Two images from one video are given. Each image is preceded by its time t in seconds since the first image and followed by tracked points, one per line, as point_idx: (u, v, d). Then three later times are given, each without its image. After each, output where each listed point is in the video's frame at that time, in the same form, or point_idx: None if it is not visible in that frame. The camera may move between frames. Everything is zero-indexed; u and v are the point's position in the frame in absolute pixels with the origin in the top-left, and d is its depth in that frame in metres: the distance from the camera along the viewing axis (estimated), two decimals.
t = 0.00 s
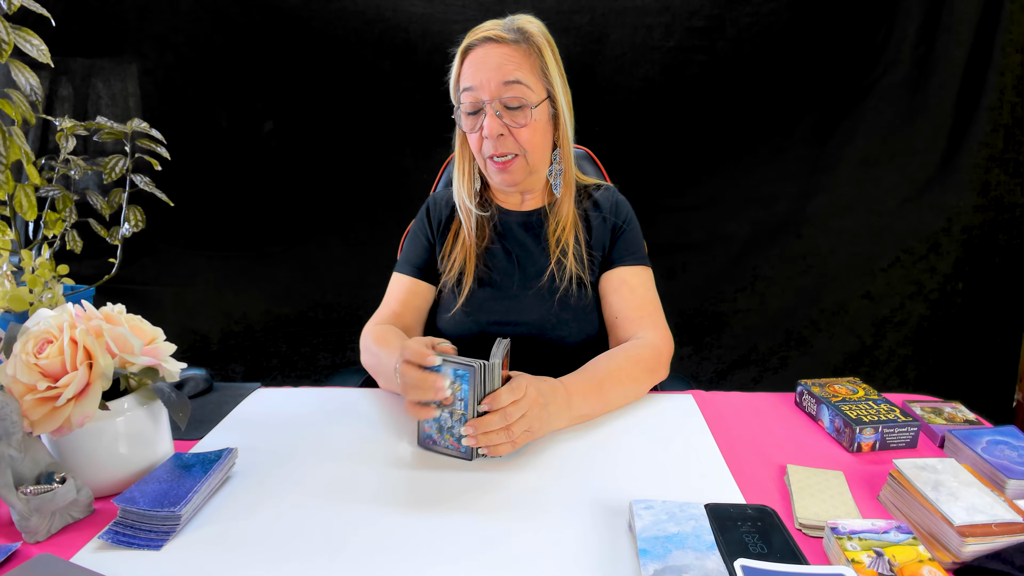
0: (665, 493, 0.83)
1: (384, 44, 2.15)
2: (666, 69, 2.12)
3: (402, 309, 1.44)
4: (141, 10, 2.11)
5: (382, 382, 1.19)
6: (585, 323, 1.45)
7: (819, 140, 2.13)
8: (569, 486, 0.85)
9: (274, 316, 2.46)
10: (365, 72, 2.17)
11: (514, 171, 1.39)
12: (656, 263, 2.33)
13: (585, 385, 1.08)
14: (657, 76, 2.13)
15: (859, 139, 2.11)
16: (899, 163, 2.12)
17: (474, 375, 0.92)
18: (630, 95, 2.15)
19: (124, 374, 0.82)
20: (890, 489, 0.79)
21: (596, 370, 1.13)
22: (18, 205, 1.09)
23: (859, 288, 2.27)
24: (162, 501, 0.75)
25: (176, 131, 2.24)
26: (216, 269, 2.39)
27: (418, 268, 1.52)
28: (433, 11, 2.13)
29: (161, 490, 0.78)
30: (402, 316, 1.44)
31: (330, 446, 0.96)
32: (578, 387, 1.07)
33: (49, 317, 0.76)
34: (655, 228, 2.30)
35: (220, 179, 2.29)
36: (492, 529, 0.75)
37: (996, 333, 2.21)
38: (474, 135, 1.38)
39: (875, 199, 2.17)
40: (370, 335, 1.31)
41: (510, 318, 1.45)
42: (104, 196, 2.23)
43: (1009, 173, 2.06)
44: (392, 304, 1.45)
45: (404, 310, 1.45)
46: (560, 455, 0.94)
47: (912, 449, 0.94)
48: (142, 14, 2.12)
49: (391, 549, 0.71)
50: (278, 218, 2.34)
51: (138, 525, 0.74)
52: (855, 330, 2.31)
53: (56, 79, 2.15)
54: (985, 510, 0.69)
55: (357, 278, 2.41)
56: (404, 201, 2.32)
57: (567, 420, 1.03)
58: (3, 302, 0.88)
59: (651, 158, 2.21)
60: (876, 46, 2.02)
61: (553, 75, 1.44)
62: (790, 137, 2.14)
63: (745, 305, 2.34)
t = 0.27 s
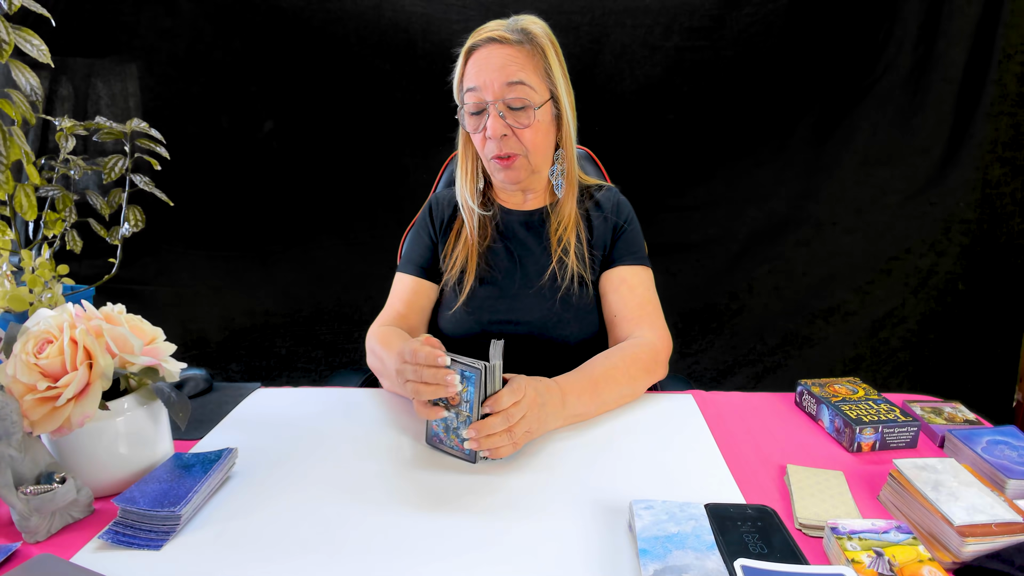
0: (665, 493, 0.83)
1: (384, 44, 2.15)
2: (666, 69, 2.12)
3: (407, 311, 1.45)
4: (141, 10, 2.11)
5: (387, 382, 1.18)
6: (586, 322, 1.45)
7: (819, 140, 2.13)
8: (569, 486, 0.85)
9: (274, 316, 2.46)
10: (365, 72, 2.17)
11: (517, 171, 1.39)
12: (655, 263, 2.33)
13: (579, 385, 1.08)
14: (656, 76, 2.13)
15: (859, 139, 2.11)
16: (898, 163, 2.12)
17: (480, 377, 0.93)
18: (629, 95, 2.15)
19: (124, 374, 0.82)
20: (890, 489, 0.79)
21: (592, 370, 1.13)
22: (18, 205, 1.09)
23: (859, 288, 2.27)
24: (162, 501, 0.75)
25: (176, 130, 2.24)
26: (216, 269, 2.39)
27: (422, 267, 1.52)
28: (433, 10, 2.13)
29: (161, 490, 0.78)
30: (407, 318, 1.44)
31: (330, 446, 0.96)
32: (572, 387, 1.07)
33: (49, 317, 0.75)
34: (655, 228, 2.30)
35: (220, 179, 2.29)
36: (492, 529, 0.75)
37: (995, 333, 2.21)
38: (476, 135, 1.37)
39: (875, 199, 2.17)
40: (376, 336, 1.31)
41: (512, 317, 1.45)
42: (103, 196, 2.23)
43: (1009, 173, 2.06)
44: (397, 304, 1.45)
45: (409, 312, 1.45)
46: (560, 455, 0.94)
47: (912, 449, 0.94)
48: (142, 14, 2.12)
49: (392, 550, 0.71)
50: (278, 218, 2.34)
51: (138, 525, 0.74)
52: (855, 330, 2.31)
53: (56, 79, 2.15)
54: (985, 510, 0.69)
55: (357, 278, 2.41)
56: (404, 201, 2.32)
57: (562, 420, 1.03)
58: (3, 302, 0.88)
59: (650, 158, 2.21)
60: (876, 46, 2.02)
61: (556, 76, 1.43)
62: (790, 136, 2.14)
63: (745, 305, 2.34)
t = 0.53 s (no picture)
0: (665, 493, 0.83)
1: (384, 43, 2.15)
2: (666, 69, 2.12)
3: (410, 309, 1.45)
4: (141, 10, 2.11)
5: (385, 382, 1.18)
6: (587, 322, 1.45)
7: (819, 140, 2.13)
8: (569, 486, 0.85)
9: (274, 316, 2.46)
10: (365, 72, 2.17)
11: (518, 172, 1.39)
12: (655, 263, 2.33)
13: (580, 384, 1.08)
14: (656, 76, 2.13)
15: (859, 139, 2.11)
16: (898, 164, 2.12)
17: (474, 376, 0.92)
18: (630, 95, 2.15)
19: (124, 374, 0.82)
20: (890, 489, 0.79)
21: (593, 370, 1.13)
22: (18, 206, 1.09)
23: (859, 288, 2.27)
24: (162, 501, 0.75)
25: (175, 131, 2.24)
26: (216, 270, 2.39)
27: (424, 266, 1.51)
28: (433, 10, 2.13)
29: (161, 490, 0.78)
30: (410, 315, 1.44)
31: (330, 446, 0.96)
32: (574, 387, 1.07)
33: (48, 317, 0.75)
34: (656, 228, 2.30)
35: (221, 179, 2.29)
36: (492, 529, 0.75)
37: (995, 333, 2.21)
38: (478, 134, 1.37)
39: (875, 199, 2.17)
40: (377, 335, 1.31)
41: (513, 317, 1.45)
42: (103, 196, 2.23)
43: (1009, 173, 2.06)
44: (400, 301, 1.45)
45: (411, 310, 1.45)
46: (560, 455, 0.94)
47: (912, 449, 0.94)
48: (142, 14, 2.12)
49: (392, 550, 0.71)
50: (278, 218, 2.34)
51: (138, 525, 0.74)
52: (855, 330, 2.31)
53: (56, 79, 2.15)
54: (985, 510, 0.69)
55: (357, 278, 2.41)
56: (404, 201, 2.32)
57: (563, 420, 1.02)
58: (3, 302, 0.88)
59: (650, 158, 2.21)
60: (875, 46, 2.02)
61: (558, 76, 1.44)
62: (790, 136, 2.14)
63: (744, 305, 2.34)
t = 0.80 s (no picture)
0: (665, 493, 0.83)
1: (384, 43, 2.15)
2: (666, 69, 2.12)
3: (401, 306, 1.44)
4: (141, 10, 2.11)
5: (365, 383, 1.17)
6: (588, 324, 1.45)
7: (819, 140, 2.13)
8: (569, 486, 0.85)
9: (274, 316, 2.46)
10: (365, 71, 2.17)
11: (521, 169, 1.38)
12: (655, 263, 2.33)
13: (594, 384, 1.08)
14: (656, 75, 2.13)
15: (859, 139, 2.11)
16: (899, 163, 2.12)
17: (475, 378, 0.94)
18: (630, 95, 2.15)
19: (124, 374, 0.82)
20: (890, 489, 0.79)
21: (604, 370, 1.13)
22: (18, 205, 1.09)
23: (859, 288, 2.27)
24: (162, 501, 0.75)
25: (175, 130, 2.24)
26: (216, 270, 2.39)
27: (420, 264, 1.51)
28: (433, 10, 2.13)
29: (161, 490, 0.78)
30: (402, 313, 1.43)
31: (329, 446, 0.96)
32: (587, 387, 1.07)
33: (49, 317, 0.76)
34: (656, 228, 2.30)
35: (221, 179, 2.29)
36: (492, 529, 0.75)
37: (996, 333, 2.21)
38: (481, 130, 1.37)
39: (875, 198, 2.17)
40: (361, 338, 1.30)
41: (513, 318, 1.44)
42: (104, 196, 2.23)
43: (1009, 172, 2.06)
44: (391, 299, 1.44)
45: (403, 308, 1.45)
46: (561, 455, 0.94)
47: (912, 449, 0.94)
48: (142, 14, 2.12)
49: (392, 550, 0.71)
50: (278, 218, 2.34)
51: (138, 525, 0.74)
52: (855, 330, 2.31)
53: (56, 79, 2.15)
54: (985, 510, 0.69)
55: (357, 277, 2.41)
56: (404, 201, 2.32)
57: (573, 420, 1.03)
58: (3, 302, 0.88)
59: (650, 158, 2.21)
60: (876, 46, 2.02)
61: (561, 75, 1.44)
62: (790, 136, 2.14)
63: (744, 305, 2.34)
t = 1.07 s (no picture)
0: (664, 493, 0.83)
1: (384, 43, 2.15)
2: (666, 69, 2.12)
3: (398, 308, 1.44)
4: (141, 10, 2.11)
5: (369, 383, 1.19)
6: (584, 325, 1.45)
7: (819, 140, 2.13)
8: (568, 486, 0.85)
9: (274, 316, 2.46)
10: (365, 71, 2.17)
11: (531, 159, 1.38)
12: (655, 263, 2.33)
13: (579, 380, 1.10)
14: (656, 75, 2.13)
15: (859, 139, 2.11)
16: (899, 164, 2.12)
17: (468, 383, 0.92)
18: (630, 95, 2.15)
19: (124, 374, 0.82)
20: (890, 489, 0.79)
21: (592, 368, 1.15)
22: (18, 205, 1.09)
23: (859, 288, 2.27)
24: (162, 501, 0.75)
25: (175, 130, 2.24)
26: (216, 270, 2.39)
27: (415, 267, 1.51)
28: (433, 10, 2.13)
29: (161, 490, 0.78)
30: (398, 315, 1.43)
31: (329, 446, 0.96)
32: (571, 383, 1.09)
33: (49, 317, 0.76)
34: (656, 228, 2.30)
35: (220, 179, 2.29)
36: (492, 529, 0.75)
37: (996, 333, 2.21)
38: (496, 116, 1.36)
39: (875, 199, 2.17)
40: (360, 338, 1.30)
41: (509, 321, 1.44)
42: (103, 196, 2.23)
43: (1009, 173, 2.06)
44: (387, 300, 1.44)
45: (400, 309, 1.44)
46: (560, 454, 0.94)
47: (912, 449, 0.94)
48: (142, 14, 2.12)
49: (392, 551, 0.71)
50: (278, 218, 2.34)
51: (138, 525, 0.74)
52: (855, 330, 2.31)
53: (56, 79, 2.15)
54: (985, 510, 0.69)
55: (357, 277, 2.41)
56: (404, 201, 2.32)
57: (557, 414, 1.04)
58: (3, 302, 0.88)
59: (650, 158, 2.21)
60: (876, 46, 2.02)
61: (574, 76, 1.48)
62: (790, 136, 2.14)
63: (744, 305, 2.34)
